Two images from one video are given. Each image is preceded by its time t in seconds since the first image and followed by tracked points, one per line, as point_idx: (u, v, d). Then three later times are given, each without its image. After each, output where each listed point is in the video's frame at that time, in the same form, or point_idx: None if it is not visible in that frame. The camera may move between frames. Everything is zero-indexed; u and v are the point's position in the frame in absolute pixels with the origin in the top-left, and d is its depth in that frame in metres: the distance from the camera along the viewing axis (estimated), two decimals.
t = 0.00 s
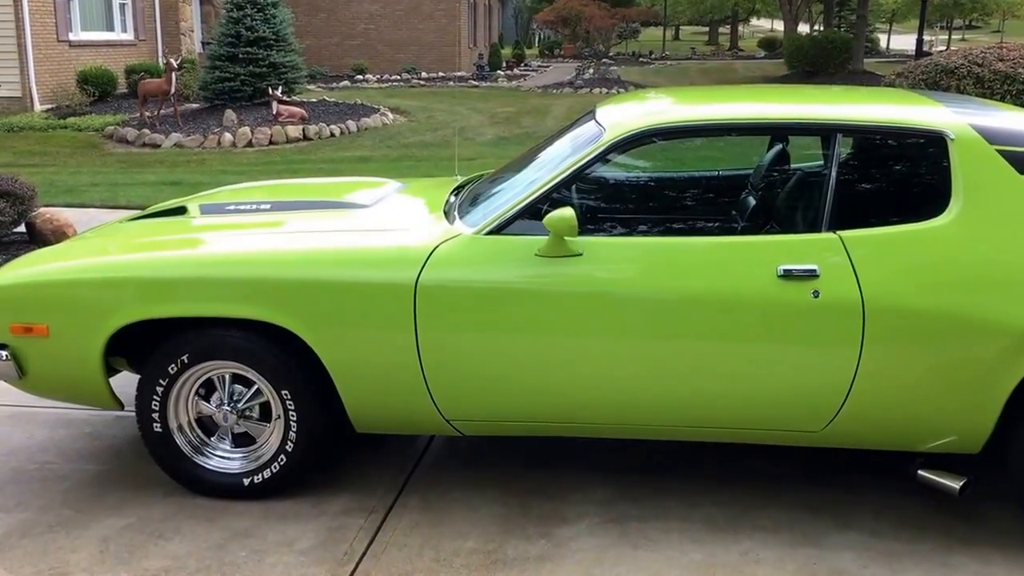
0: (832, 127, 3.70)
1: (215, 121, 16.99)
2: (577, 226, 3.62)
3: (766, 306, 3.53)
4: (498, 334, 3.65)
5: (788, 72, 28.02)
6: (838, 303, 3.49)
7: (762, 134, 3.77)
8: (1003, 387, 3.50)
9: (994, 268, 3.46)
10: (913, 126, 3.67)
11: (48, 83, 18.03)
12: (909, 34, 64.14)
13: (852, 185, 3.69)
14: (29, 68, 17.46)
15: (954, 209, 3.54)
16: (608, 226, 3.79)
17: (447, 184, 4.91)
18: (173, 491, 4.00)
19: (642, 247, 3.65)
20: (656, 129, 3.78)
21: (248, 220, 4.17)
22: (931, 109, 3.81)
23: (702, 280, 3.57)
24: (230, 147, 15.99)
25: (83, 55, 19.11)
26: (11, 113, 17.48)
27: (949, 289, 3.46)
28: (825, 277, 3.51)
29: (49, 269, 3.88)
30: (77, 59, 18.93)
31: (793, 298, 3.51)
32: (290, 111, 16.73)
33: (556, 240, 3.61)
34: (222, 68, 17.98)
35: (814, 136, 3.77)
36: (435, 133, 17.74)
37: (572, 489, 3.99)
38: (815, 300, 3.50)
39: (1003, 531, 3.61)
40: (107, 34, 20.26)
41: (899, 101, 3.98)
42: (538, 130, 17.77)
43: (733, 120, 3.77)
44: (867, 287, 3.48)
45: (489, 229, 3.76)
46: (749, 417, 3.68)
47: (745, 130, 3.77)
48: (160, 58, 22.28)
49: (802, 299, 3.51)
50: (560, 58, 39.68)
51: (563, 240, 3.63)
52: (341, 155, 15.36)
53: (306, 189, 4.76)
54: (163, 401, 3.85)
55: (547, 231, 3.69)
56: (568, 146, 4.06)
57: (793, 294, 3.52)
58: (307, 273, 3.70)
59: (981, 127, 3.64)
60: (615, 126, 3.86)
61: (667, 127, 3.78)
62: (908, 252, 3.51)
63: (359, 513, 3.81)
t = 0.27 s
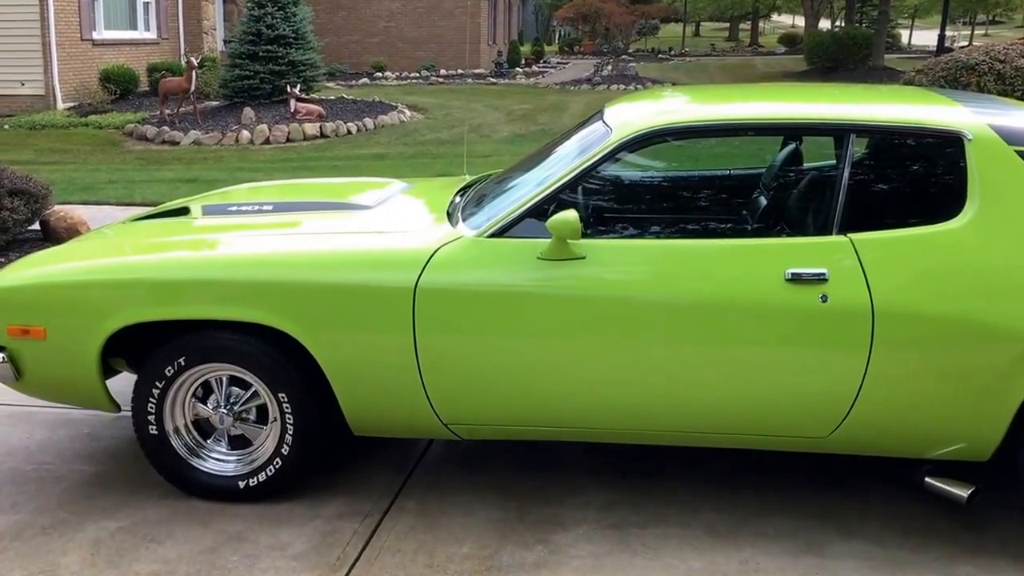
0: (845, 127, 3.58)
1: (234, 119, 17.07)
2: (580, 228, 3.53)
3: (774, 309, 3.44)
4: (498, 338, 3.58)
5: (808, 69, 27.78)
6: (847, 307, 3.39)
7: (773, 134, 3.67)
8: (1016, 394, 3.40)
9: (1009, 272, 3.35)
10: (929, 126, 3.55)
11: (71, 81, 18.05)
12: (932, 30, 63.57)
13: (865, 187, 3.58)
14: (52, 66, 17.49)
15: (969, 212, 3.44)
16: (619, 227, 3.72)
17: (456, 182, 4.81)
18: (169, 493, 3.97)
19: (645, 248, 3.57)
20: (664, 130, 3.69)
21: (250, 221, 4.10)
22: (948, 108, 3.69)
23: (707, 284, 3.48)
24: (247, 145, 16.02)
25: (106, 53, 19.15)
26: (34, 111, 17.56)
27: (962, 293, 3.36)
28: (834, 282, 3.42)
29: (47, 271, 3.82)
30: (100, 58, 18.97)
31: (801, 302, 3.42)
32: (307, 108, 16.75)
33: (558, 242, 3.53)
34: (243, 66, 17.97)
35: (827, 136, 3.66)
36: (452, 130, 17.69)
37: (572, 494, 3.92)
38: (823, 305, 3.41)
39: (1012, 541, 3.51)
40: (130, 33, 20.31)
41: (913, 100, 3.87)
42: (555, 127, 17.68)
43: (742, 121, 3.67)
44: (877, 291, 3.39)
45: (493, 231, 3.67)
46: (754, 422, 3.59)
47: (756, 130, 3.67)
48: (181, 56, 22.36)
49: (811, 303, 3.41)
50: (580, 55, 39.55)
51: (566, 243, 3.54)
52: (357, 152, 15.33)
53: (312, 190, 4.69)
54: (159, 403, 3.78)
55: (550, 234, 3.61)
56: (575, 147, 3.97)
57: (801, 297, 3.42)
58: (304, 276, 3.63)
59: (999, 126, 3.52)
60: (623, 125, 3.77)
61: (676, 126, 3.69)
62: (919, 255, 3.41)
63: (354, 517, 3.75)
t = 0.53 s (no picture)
0: (855, 128, 3.49)
1: (256, 118, 17.19)
2: (581, 231, 3.45)
3: (781, 314, 3.34)
4: (498, 342, 3.49)
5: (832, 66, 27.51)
6: (857, 313, 3.29)
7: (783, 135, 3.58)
8: None
9: None
10: (942, 128, 3.46)
11: (97, 79, 18.13)
12: (959, 27, 62.90)
13: (876, 190, 3.49)
14: (78, 65, 17.57)
15: (984, 216, 3.34)
16: (634, 230, 3.63)
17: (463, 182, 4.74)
18: (168, 495, 3.93)
19: (648, 252, 3.49)
20: (671, 130, 3.61)
21: (252, 222, 4.04)
22: (963, 108, 3.59)
23: (712, 287, 3.39)
24: (269, 143, 16.05)
25: (132, 52, 19.23)
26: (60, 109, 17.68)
27: (976, 299, 3.26)
28: (843, 287, 3.32)
29: (45, 273, 3.76)
30: (127, 56, 19.05)
31: (810, 308, 3.33)
32: (329, 106, 16.76)
33: (558, 246, 3.44)
34: (266, 64, 18.05)
35: (837, 138, 3.57)
36: (472, 128, 17.63)
37: (574, 501, 3.85)
38: (831, 311, 3.31)
39: None
40: (155, 32, 20.39)
41: (929, 100, 3.76)
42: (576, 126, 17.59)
43: (749, 121, 3.57)
44: (887, 297, 3.29)
45: (494, 234, 3.59)
46: (760, 430, 3.50)
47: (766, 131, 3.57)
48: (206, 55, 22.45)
49: (819, 309, 3.32)
50: (604, 52, 39.41)
51: (566, 247, 3.46)
52: (378, 150, 15.31)
53: (317, 191, 4.63)
54: (157, 406, 3.74)
55: (550, 237, 3.52)
56: (580, 149, 3.89)
57: (809, 303, 3.33)
58: (302, 278, 3.56)
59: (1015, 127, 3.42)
60: (630, 126, 3.69)
61: (683, 127, 3.61)
62: (931, 259, 3.31)
63: (352, 522, 3.70)
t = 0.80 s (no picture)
0: (856, 130, 3.43)
1: (282, 116, 17.25)
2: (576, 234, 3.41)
3: (782, 321, 3.28)
4: (495, 346, 3.46)
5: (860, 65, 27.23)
6: (858, 321, 3.22)
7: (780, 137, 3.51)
8: None
9: None
10: (947, 130, 3.37)
11: (127, 78, 18.25)
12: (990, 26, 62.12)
13: (880, 194, 3.42)
14: (108, 64, 17.68)
15: (992, 221, 3.26)
16: (655, 232, 3.56)
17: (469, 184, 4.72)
18: (169, 498, 3.92)
19: (649, 257, 3.43)
20: (670, 132, 3.55)
21: (251, 223, 4.04)
22: (972, 109, 3.50)
23: (712, 292, 3.33)
24: (294, 141, 16.09)
25: (160, 51, 19.33)
26: (91, 107, 17.85)
27: (982, 307, 3.18)
28: (845, 294, 3.25)
29: (46, 273, 3.77)
30: (155, 55, 19.16)
31: (811, 314, 3.26)
32: (353, 105, 16.78)
33: (553, 249, 3.41)
34: (291, 63, 18.19)
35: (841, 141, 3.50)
36: (495, 127, 17.60)
37: (577, 508, 3.80)
38: (834, 318, 3.24)
39: None
40: (183, 31, 20.52)
41: (941, 102, 3.67)
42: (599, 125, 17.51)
43: (750, 123, 3.51)
44: (892, 305, 3.21)
45: (488, 237, 3.56)
46: (762, 437, 3.44)
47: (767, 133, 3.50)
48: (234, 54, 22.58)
49: (820, 316, 3.25)
50: (631, 51, 39.24)
51: (563, 250, 3.42)
52: (401, 149, 15.31)
53: (321, 190, 4.62)
54: (156, 408, 3.73)
55: (546, 240, 3.48)
56: (578, 150, 3.84)
57: (810, 310, 3.26)
58: (298, 280, 3.53)
59: None
60: (631, 126, 3.63)
61: (683, 128, 3.54)
62: (936, 265, 3.24)
63: (352, 528, 3.67)
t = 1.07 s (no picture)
0: (852, 129, 3.39)
1: (306, 115, 17.32)
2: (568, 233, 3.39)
3: (776, 324, 3.24)
4: (488, 346, 3.46)
5: (889, 63, 26.98)
6: (854, 323, 3.19)
7: (803, 136, 3.46)
8: None
9: None
10: (943, 129, 3.34)
11: (154, 77, 18.40)
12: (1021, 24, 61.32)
13: (877, 194, 3.38)
14: (135, 63, 17.77)
15: (989, 220, 3.23)
16: (677, 231, 3.53)
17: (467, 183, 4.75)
18: (172, 494, 3.95)
19: (645, 257, 3.41)
20: (665, 130, 3.52)
21: (249, 222, 4.08)
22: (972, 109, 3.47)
23: (703, 293, 3.30)
24: (318, 140, 16.15)
25: (186, 50, 19.45)
26: (118, 106, 18.00)
27: (978, 309, 3.14)
28: (838, 295, 3.21)
29: (49, 271, 3.85)
30: (182, 54, 19.29)
31: (805, 316, 3.22)
32: (377, 104, 16.83)
33: (547, 249, 3.39)
34: (315, 62, 18.31)
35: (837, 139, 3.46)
36: (517, 126, 17.59)
37: (576, 509, 3.79)
38: (828, 320, 3.20)
39: None
40: (210, 31, 20.66)
41: (944, 100, 3.62)
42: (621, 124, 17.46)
43: (744, 122, 3.47)
44: (885, 306, 3.18)
45: (481, 236, 3.57)
46: (757, 439, 3.41)
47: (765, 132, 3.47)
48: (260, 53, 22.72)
49: (814, 318, 3.21)
50: (657, 50, 39.05)
51: (555, 250, 3.40)
52: (422, 148, 15.34)
53: (321, 189, 4.67)
54: (155, 405, 3.77)
55: (537, 240, 3.48)
56: (574, 151, 3.83)
57: (805, 312, 3.22)
58: (292, 279, 3.55)
59: None
60: (629, 124, 3.61)
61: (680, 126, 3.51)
62: (930, 266, 3.21)
63: (350, 526, 3.68)
